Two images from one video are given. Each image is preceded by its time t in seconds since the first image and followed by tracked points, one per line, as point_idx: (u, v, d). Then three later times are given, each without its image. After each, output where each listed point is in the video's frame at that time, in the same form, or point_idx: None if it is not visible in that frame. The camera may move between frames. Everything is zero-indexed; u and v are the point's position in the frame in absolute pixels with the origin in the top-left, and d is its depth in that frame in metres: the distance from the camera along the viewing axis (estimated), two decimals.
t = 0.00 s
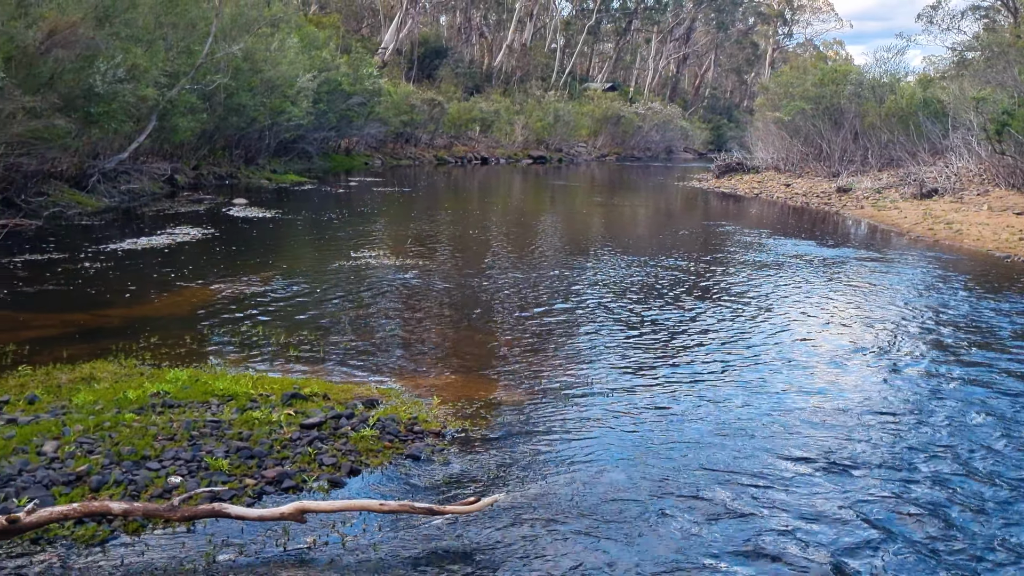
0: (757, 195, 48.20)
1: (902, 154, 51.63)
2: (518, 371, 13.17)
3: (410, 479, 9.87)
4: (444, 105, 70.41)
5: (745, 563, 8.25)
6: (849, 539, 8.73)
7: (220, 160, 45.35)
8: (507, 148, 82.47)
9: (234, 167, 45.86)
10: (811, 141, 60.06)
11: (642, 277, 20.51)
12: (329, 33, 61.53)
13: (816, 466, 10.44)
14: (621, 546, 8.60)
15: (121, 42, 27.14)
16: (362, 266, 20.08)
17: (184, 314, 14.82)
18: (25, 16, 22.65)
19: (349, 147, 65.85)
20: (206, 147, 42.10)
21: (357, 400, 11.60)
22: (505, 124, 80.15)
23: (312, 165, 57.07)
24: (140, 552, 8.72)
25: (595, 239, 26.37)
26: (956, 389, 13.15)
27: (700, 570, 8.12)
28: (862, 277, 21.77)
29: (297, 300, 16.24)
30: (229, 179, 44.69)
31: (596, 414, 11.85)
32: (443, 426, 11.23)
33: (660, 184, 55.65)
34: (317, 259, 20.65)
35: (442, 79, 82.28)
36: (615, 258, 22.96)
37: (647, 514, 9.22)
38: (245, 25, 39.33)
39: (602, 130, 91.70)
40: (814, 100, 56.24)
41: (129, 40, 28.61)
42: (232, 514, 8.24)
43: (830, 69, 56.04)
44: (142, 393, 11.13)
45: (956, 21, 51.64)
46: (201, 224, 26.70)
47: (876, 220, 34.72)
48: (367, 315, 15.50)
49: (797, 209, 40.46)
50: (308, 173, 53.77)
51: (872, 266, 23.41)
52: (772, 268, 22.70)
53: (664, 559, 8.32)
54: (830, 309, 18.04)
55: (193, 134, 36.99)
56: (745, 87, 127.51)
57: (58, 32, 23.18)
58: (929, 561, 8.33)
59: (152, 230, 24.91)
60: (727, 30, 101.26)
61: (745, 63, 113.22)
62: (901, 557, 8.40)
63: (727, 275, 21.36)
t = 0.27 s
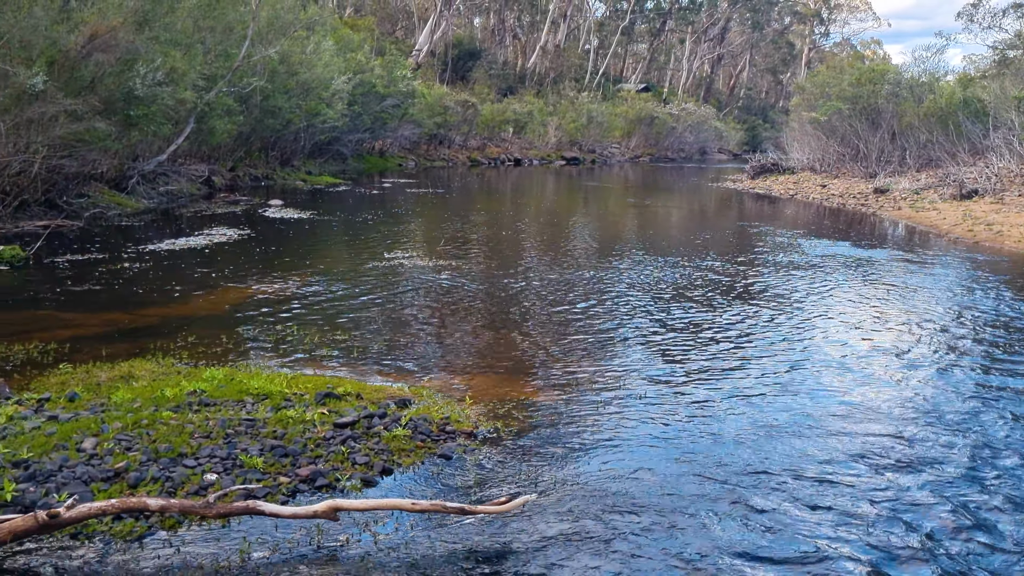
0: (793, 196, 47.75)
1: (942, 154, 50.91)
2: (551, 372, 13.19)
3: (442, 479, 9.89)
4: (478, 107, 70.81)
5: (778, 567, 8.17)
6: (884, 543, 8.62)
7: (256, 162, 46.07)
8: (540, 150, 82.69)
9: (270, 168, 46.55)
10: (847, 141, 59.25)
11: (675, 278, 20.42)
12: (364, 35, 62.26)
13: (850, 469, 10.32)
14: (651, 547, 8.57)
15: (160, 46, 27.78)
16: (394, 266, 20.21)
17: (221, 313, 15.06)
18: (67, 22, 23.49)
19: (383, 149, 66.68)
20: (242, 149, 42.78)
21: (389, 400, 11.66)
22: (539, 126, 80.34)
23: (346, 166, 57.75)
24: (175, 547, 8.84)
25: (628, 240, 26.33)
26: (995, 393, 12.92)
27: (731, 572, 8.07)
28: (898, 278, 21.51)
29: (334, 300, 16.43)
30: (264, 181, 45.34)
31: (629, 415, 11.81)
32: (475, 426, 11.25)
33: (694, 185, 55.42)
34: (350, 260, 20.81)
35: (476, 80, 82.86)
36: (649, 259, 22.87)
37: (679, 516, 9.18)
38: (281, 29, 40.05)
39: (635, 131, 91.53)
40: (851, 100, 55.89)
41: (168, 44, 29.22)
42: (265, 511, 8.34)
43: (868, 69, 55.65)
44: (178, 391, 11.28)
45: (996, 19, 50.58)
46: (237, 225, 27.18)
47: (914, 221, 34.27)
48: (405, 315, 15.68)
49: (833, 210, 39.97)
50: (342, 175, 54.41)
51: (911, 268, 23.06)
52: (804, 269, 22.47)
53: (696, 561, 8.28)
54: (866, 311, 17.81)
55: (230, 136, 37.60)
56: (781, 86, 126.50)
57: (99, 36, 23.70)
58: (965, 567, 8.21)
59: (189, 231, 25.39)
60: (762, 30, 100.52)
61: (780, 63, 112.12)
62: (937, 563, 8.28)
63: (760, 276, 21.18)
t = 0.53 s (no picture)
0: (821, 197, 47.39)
1: (975, 154, 50.36)
2: (577, 372, 13.19)
3: (468, 479, 9.90)
4: (505, 108, 71.10)
5: (804, 569, 8.11)
6: (912, 547, 8.53)
7: (285, 163, 46.61)
8: (567, 150, 82.82)
9: (298, 170, 47.06)
10: (878, 141, 59.05)
11: (701, 278, 20.34)
12: (392, 37, 62.77)
13: (877, 472, 10.22)
14: (677, 547, 8.54)
15: (191, 48, 28.31)
16: (421, 266, 20.35)
17: (250, 313, 15.20)
18: (100, 25, 24.33)
19: (410, 149, 67.26)
20: (271, 151, 43.31)
21: (416, 400, 11.69)
22: (566, 127, 80.45)
23: (373, 167, 58.27)
24: (204, 544, 8.93)
25: (654, 241, 26.31)
26: None
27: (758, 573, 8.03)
28: (927, 279, 21.25)
29: (363, 300, 16.58)
30: (293, 181, 45.83)
31: (655, 416, 11.77)
32: (500, 426, 11.26)
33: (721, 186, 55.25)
34: (377, 260, 20.92)
35: (503, 81, 83.24)
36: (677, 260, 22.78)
37: (705, 517, 9.13)
38: (310, 31, 40.50)
39: (662, 132, 91.44)
40: (881, 100, 55.91)
41: (199, 47, 29.76)
42: (292, 509, 8.41)
43: (899, 68, 55.38)
44: (208, 390, 11.41)
45: None
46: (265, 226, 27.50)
47: (945, 222, 33.89)
48: (435, 314, 15.80)
49: (863, 211, 39.60)
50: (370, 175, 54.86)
51: (943, 269, 22.76)
52: (832, 270, 22.26)
53: (721, 562, 8.24)
54: (894, 312, 17.63)
55: (260, 137, 38.07)
56: (810, 86, 125.62)
57: (131, 40, 24.45)
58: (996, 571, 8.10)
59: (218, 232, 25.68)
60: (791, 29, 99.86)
61: (809, 62, 111.15)
62: (967, 567, 8.17)
63: (786, 277, 21.04)
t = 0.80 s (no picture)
0: (847, 198, 47.08)
1: (1004, 155, 49.82)
2: (601, 372, 13.18)
3: (491, 478, 9.91)
4: (529, 109, 71.22)
5: (828, 571, 8.05)
6: (940, 550, 8.44)
7: (311, 164, 47.13)
8: (591, 151, 82.95)
9: (323, 170, 47.51)
10: (905, 141, 58.79)
11: (725, 279, 20.27)
12: (417, 38, 63.21)
13: (904, 474, 10.12)
14: (700, 548, 8.51)
15: (218, 50, 28.79)
16: (445, 266, 20.47)
17: (274, 312, 15.30)
18: (129, 27, 25.06)
19: (434, 150, 67.81)
20: (297, 151, 43.77)
21: (439, 399, 11.73)
22: (590, 128, 80.39)
23: (398, 168, 58.77)
24: (229, 540, 9.01)
25: (678, 241, 26.31)
26: None
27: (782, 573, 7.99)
28: (954, 280, 21.02)
29: (390, 300, 16.67)
30: (318, 182, 46.27)
31: (678, 417, 11.72)
32: (524, 425, 11.26)
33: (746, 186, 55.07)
34: (400, 260, 21.02)
35: (527, 82, 83.40)
36: (699, 261, 22.74)
37: (728, 518, 9.09)
38: (335, 32, 40.93)
39: (687, 132, 91.32)
40: (909, 100, 56.04)
41: (226, 48, 30.33)
42: (317, 506, 8.47)
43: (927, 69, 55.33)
44: (233, 388, 11.50)
45: None
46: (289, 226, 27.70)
47: (973, 223, 33.52)
48: (463, 313, 15.87)
49: (889, 212, 39.29)
50: (395, 175, 55.31)
51: (970, 270, 22.53)
52: (857, 271, 22.06)
53: (745, 563, 8.19)
54: (920, 313, 17.46)
55: (286, 138, 38.52)
56: (836, 87, 124.84)
57: (159, 41, 25.22)
58: None
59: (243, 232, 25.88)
60: (817, 29, 99.40)
61: (836, 63, 110.18)
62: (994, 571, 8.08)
63: (811, 278, 20.88)
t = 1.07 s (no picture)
0: (874, 198, 46.69)
1: None
2: (625, 372, 13.18)
3: (515, 478, 9.94)
4: (553, 109, 71.31)
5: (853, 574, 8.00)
6: (967, 554, 8.36)
7: (336, 164, 47.49)
8: (615, 151, 82.87)
9: (348, 170, 47.84)
10: (933, 141, 58.35)
11: (748, 279, 20.19)
12: (441, 38, 63.51)
13: (930, 477, 10.03)
14: (724, 549, 8.48)
15: (245, 51, 29.22)
16: (470, 266, 20.56)
17: (300, 311, 15.44)
18: (158, 29, 25.66)
19: (457, 150, 68.13)
20: (322, 151, 44.13)
21: (464, 398, 11.78)
22: (614, 128, 80.29)
23: (422, 168, 59.15)
24: (256, 537, 9.10)
25: (702, 242, 26.26)
26: None
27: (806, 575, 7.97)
28: (982, 281, 20.78)
29: (417, 300, 16.75)
30: (343, 182, 46.61)
31: (702, 418, 11.68)
32: (548, 426, 11.28)
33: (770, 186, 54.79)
34: (424, 260, 21.12)
35: (551, 82, 83.50)
36: (723, 261, 22.67)
37: (752, 519, 9.06)
38: (361, 33, 41.24)
39: (711, 132, 91.01)
40: (938, 100, 54.86)
41: (253, 49, 30.85)
42: (343, 505, 8.55)
43: (956, 68, 54.74)
44: (260, 386, 11.61)
45: None
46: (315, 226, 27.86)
47: (1004, 224, 33.15)
48: (492, 314, 15.95)
49: (917, 213, 38.93)
50: (419, 176, 55.64)
51: (999, 271, 22.28)
52: (883, 272, 21.86)
53: (770, 564, 8.16)
54: (947, 314, 17.29)
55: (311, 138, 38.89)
56: (864, 86, 123.87)
57: (188, 43, 25.69)
58: None
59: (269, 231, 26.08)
60: (844, 28, 98.79)
61: (863, 62, 109.06)
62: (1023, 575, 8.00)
63: (836, 278, 20.74)
